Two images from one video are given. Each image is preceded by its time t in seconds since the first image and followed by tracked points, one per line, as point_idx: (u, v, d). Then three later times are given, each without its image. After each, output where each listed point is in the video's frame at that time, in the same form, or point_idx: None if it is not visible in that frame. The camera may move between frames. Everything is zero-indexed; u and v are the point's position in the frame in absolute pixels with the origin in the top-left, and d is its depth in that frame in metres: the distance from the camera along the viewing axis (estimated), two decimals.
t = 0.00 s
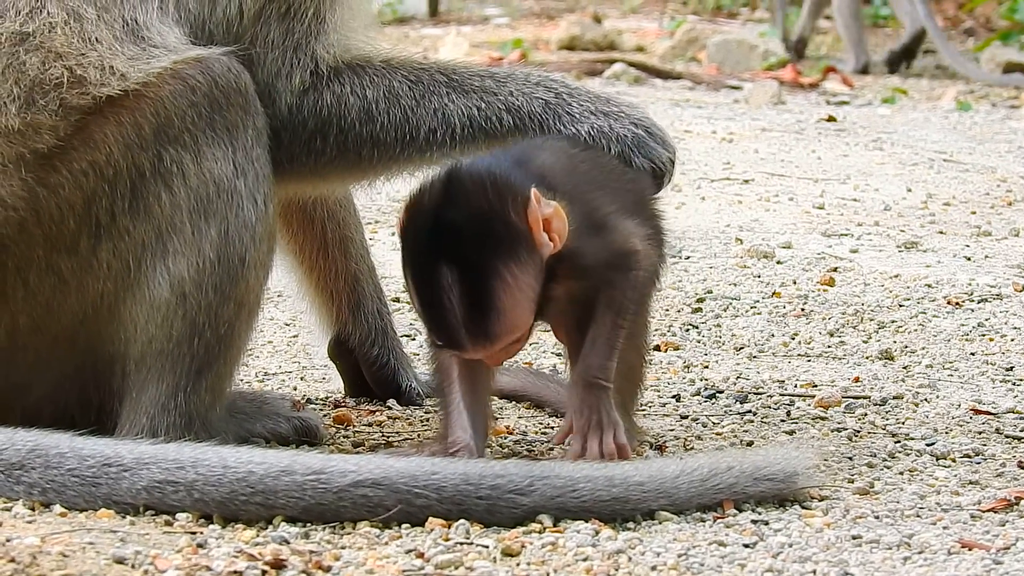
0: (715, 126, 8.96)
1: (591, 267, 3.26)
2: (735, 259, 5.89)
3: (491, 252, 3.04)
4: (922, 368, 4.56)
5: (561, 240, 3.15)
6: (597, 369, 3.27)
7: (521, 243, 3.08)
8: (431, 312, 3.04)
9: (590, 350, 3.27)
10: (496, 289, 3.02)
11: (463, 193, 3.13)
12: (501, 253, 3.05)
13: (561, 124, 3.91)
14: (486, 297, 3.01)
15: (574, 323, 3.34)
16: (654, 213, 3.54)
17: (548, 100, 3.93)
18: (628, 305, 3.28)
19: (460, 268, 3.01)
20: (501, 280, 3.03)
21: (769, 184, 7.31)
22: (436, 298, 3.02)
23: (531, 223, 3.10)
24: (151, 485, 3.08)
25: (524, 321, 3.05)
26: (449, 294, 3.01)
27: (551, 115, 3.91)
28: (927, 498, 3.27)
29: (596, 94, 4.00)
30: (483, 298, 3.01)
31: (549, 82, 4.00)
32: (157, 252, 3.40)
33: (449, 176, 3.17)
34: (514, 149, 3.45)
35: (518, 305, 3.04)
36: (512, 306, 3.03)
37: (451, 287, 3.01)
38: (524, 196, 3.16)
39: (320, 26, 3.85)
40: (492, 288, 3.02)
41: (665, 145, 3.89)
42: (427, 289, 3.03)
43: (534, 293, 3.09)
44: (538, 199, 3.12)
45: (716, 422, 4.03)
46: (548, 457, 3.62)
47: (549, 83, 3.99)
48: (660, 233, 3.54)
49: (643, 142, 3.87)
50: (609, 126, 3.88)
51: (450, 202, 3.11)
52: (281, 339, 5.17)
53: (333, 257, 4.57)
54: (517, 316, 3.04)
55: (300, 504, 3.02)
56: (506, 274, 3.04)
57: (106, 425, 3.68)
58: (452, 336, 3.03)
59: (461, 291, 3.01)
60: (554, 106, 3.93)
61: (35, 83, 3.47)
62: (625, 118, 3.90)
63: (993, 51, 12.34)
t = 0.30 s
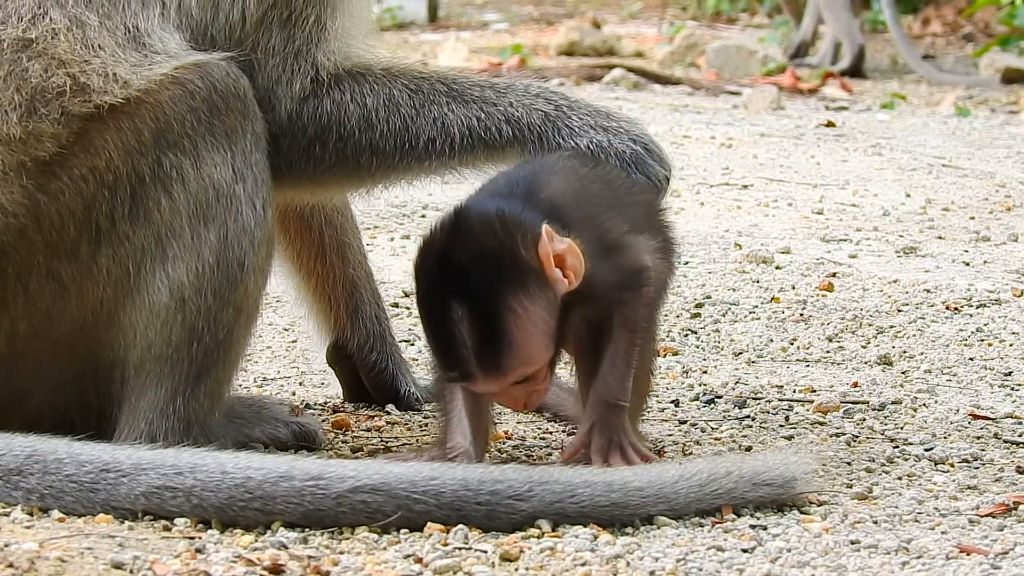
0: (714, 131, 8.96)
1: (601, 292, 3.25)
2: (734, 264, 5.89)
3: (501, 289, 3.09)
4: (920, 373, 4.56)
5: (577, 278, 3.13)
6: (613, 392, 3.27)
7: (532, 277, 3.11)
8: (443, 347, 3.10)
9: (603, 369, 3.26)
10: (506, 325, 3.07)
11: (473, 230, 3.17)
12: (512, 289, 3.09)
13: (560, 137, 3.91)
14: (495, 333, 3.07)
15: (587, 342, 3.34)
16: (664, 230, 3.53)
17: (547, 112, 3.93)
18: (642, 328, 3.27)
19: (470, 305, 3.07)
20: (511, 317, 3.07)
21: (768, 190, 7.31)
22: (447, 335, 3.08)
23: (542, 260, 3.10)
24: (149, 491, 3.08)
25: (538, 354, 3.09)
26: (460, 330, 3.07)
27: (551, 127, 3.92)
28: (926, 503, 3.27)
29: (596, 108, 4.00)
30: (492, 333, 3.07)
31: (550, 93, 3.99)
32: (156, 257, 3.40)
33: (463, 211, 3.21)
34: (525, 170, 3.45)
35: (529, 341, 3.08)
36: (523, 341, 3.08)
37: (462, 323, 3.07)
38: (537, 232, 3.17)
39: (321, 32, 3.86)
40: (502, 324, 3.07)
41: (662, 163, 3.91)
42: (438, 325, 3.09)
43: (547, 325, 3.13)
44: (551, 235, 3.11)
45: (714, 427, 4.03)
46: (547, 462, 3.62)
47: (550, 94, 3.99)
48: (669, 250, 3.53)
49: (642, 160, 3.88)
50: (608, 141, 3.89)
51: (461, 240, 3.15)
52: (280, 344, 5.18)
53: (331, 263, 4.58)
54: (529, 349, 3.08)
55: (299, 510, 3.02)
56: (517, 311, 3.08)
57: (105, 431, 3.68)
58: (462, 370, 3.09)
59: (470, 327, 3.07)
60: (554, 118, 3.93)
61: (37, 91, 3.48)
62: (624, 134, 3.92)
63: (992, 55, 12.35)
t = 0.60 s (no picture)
0: (711, 137, 8.96)
1: (608, 306, 3.25)
2: (731, 269, 5.89)
3: (507, 304, 3.05)
4: (917, 378, 4.56)
5: (585, 297, 3.09)
6: (615, 404, 3.27)
7: (540, 294, 3.08)
8: (445, 357, 3.07)
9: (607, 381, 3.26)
10: (510, 339, 3.04)
11: (485, 241, 3.13)
12: (519, 304, 3.06)
13: (561, 147, 3.91)
14: (498, 345, 3.03)
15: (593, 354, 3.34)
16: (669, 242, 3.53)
17: (549, 121, 3.93)
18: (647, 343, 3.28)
19: (476, 317, 3.03)
20: (515, 331, 3.04)
21: (765, 195, 7.31)
22: (450, 344, 3.05)
23: (553, 276, 3.06)
24: (146, 495, 3.07)
25: (539, 369, 3.06)
26: (463, 341, 3.04)
27: (552, 137, 3.92)
28: (923, 508, 3.27)
29: (598, 118, 4.00)
30: (496, 347, 3.03)
31: (552, 103, 4.00)
32: (155, 262, 3.40)
33: (475, 221, 3.18)
34: (535, 177, 3.43)
35: (531, 356, 3.05)
36: (525, 357, 3.05)
37: (466, 335, 3.04)
38: (549, 249, 3.13)
39: (325, 36, 3.87)
40: (506, 338, 3.03)
41: (663, 175, 3.89)
42: (442, 334, 3.06)
43: (550, 343, 3.10)
44: (568, 256, 3.06)
45: (711, 432, 4.03)
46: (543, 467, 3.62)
47: (551, 104, 3.99)
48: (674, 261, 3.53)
49: (642, 171, 3.86)
50: (609, 152, 3.88)
51: (472, 250, 3.12)
52: (277, 349, 5.18)
53: (328, 268, 4.58)
54: (530, 366, 3.05)
55: (296, 515, 3.02)
56: (522, 327, 3.05)
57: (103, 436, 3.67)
58: (463, 381, 3.07)
59: (475, 339, 3.03)
60: (555, 128, 3.93)
61: (39, 97, 3.46)
62: (625, 145, 3.90)
63: (989, 61, 12.36)
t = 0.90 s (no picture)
0: (709, 139, 8.97)
1: (564, 278, 3.18)
2: (729, 271, 5.89)
3: (462, 270, 3.02)
4: (914, 379, 4.56)
5: (538, 252, 3.07)
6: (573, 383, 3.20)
7: (494, 259, 3.04)
8: (405, 331, 3.06)
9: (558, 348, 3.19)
10: (468, 305, 3.02)
11: (434, 210, 3.09)
12: (474, 271, 3.03)
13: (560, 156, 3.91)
14: (457, 314, 3.02)
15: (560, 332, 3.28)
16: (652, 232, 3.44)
17: (549, 130, 3.93)
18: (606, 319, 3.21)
19: (432, 287, 3.01)
20: (472, 296, 3.02)
21: (763, 197, 7.31)
22: (409, 320, 3.03)
23: (504, 238, 3.03)
24: (143, 498, 3.07)
25: (499, 333, 3.05)
26: (422, 315, 3.02)
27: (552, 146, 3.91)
28: (920, 509, 3.27)
29: (599, 128, 3.99)
30: (455, 315, 3.02)
31: (553, 112, 3.99)
32: (154, 264, 3.40)
33: (422, 188, 3.13)
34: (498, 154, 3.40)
35: (490, 319, 3.04)
36: (485, 320, 3.04)
37: (423, 305, 3.01)
38: (499, 210, 3.09)
39: (328, 39, 3.88)
40: (464, 307, 3.02)
41: (663, 186, 3.90)
42: (399, 307, 3.03)
43: (509, 306, 3.08)
44: (512, 213, 3.04)
45: (708, 433, 4.03)
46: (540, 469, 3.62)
47: (553, 113, 3.99)
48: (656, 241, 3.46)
49: (642, 181, 3.87)
50: (610, 161, 3.88)
51: (423, 220, 3.08)
52: (274, 351, 5.18)
53: (325, 270, 4.58)
54: (491, 332, 3.05)
55: (293, 517, 3.02)
56: (479, 291, 3.03)
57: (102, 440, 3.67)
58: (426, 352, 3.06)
59: (434, 310, 3.01)
60: (555, 137, 3.93)
61: (42, 100, 3.46)
62: (625, 155, 3.91)
63: (987, 63, 12.36)
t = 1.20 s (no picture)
0: (706, 139, 8.97)
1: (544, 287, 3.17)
2: (726, 271, 5.89)
3: (443, 249, 3.04)
4: (911, 379, 4.56)
5: (517, 230, 3.08)
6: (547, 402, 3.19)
7: (474, 236, 3.05)
8: (391, 311, 3.08)
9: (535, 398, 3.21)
10: (451, 284, 3.04)
11: (413, 192, 3.09)
12: (455, 249, 3.04)
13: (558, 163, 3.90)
14: (441, 293, 3.04)
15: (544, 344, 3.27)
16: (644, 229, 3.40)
17: (546, 137, 3.93)
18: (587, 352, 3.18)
19: (414, 267, 3.03)
20: (455, 275, 3.04)
21: (760, 197, 7.32)
22: (394, 299, 3.05)
23: (483, 217, 3.04)
24: (140, 498, 3.07)
25: (485, 312, 3.07)
26: (406, 295, 3.04)
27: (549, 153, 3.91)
28: (917, 508, 3.27)
29: (597, 135, 3.98)
30: (438, 294, 3.04)
31: (551, 119, 4.01)
32: (152, 264, 3.40)
33: (400, 171, 3.13)
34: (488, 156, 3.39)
35: (474, 295, 3.06)
36: (469, 297, 3.06)
37: (407, 286, 3.03)
38: (475, 188, 3.10)
39: (326, 38, 3.89)
40: (448, 286, 3.04)
41: (658, 197, 3.87)
42: (383, 288, 3.06)
43: (494, 283, 3.09)
44: (487, 190, 3.05)
45: (705, 433, 4.04)
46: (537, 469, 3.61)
47: (550, 120, 4.00)
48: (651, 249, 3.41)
49: (638, 190, 3.85)
50: (607, 169, 3.86)
51: (400, 202, 3.08)
52: (271, 351, 5.18)
53: (321, 270, 4.58)
54: (477, 308, 3.07)
55: (290, 517, 3.02)
56: (461, 268, 3.04)
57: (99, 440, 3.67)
58: (411, 332, 3.08)
59: (417, 291, 3.03)
60: (552, 144, 3.92)
61: (42, 100, 3.46)
62: (622, 163, 3.89)
63: (984, 63, 12.37)
